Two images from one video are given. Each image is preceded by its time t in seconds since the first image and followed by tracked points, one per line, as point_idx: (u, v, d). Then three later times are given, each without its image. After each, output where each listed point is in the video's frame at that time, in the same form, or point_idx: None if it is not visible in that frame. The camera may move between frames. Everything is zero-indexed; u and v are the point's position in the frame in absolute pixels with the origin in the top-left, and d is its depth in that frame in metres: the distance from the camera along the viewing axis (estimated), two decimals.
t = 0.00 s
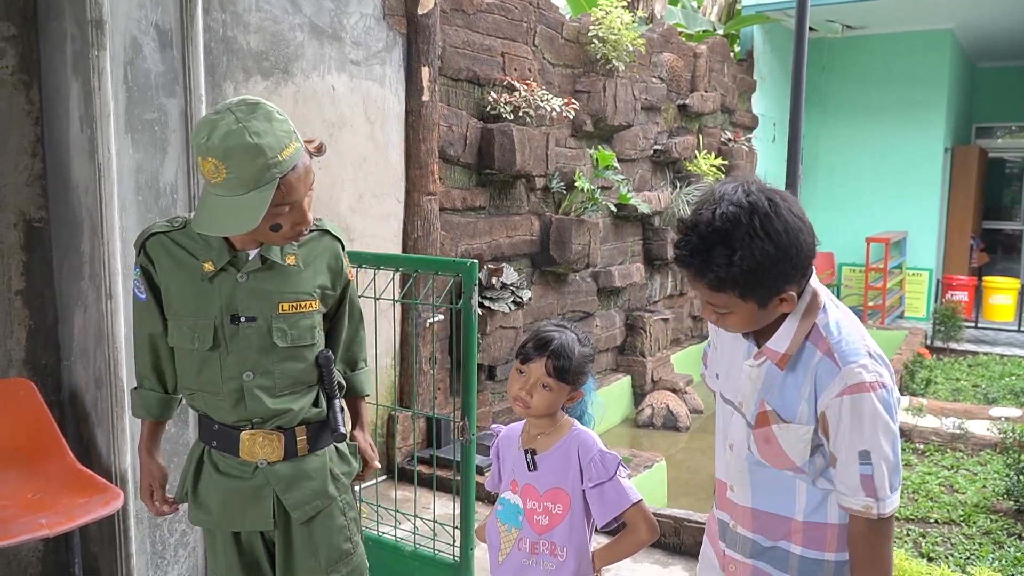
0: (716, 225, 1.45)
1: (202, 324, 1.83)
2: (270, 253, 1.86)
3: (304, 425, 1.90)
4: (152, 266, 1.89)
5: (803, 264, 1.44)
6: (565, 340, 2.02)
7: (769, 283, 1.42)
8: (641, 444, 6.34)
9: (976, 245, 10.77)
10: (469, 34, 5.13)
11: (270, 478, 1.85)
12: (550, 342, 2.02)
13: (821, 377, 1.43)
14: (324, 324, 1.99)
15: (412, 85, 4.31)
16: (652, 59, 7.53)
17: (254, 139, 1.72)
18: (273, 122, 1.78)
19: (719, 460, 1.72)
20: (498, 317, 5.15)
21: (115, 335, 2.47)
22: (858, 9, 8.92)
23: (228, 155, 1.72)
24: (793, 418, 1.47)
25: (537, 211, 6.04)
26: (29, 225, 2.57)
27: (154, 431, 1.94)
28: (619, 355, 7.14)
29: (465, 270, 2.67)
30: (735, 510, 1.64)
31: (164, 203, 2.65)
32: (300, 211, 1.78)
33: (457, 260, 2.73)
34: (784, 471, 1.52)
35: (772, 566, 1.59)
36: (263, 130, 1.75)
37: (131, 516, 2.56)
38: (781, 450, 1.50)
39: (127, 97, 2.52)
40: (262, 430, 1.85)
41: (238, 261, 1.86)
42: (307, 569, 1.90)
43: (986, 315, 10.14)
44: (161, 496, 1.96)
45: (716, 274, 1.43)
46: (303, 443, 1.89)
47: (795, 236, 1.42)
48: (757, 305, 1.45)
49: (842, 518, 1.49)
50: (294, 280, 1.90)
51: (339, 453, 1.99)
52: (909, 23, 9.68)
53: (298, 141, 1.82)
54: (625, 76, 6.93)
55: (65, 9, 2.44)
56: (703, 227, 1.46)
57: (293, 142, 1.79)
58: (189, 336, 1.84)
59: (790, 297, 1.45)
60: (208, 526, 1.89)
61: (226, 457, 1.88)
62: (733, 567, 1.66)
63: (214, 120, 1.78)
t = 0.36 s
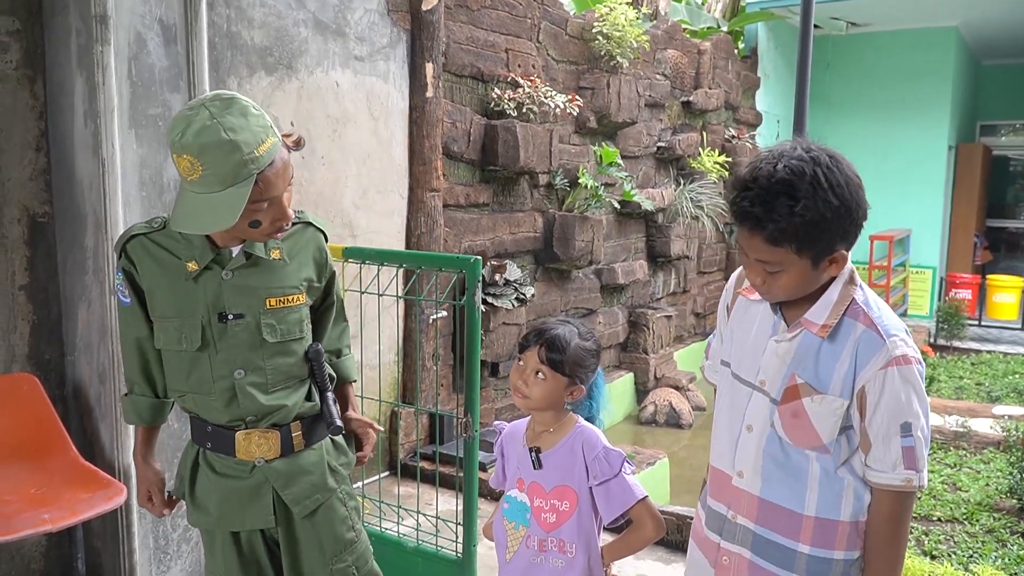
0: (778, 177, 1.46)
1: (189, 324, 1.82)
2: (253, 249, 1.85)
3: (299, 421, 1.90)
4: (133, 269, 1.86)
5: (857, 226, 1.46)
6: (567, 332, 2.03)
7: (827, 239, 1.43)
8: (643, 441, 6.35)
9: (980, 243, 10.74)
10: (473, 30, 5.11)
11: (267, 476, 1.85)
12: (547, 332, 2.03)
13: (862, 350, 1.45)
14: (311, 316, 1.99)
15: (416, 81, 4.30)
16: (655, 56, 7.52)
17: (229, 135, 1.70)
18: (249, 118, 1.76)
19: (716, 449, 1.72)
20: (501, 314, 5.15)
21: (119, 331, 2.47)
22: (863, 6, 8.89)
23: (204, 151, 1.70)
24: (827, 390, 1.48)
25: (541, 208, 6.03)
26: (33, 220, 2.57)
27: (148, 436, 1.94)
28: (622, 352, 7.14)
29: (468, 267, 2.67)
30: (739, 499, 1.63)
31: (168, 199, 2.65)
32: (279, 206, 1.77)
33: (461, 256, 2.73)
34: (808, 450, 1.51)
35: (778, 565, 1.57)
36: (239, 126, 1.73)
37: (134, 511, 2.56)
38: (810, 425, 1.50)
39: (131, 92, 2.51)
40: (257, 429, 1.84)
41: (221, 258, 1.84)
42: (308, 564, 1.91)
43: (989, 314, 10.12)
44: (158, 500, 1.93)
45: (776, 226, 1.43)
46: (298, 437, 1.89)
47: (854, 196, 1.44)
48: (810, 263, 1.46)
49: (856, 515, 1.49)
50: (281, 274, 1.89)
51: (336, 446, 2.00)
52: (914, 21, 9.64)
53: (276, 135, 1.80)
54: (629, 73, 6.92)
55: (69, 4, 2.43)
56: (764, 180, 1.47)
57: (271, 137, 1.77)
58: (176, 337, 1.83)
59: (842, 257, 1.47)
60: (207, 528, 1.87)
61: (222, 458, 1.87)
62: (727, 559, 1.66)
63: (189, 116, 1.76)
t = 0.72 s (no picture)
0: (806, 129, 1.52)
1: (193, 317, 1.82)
2: (257, 242, 1.85)
3: (303, 421, 1.89)
4: (138, 265, 1.86)
5: (867, 196, 1.49)
6: (568, 329, 2.02)
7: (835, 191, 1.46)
8: (645, 438, 6.35)
9: (982, 240, 10.73)
10: (475, 27, 5.11)
11: (273, 476, 1.84)
12: (549, 328, 2.02)
13: (859, 331, 1.44)
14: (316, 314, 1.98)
15: (418, 78, 4.30)
16: (657, 53, 7.50)
17: (227, 123, 1.70)
18: (247, 105, 1.75)
19: (713, 440, 1.71)
20: (503, 311, 5.15)
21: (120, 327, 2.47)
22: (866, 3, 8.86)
23: (203, 137, 1.70)
24: (823, 367, 1.48)
25: (542, 204, 6.02)
26: (35, 216, 2.57)
27: (147, 439, 1.93)
28: (624, 349, 7.13)
29: (470, 263, 2.66)
30: (734, 487, 1.62)
31: (169, 195, 2.64)
32: (279, 193, 1.76)
33: (463, 253, 2.72)
34: (804, 431, 1.50)
35: (769, 556, 1.57)
36: (236, 113, 1.73)
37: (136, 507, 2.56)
38: (806, 404, 1.50)
39: (133, 88, 2.51)
40: (260, 429, 1.83)
41: (225, 252, 1.84)
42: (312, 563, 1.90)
43: (991, 311, 10.11)
44: (149, 508, 1.95)
45: (792, 165, 1.48)
46: (303, 437, 1.89)
47: (870, 164, 1.48)
48: (813, 214, 1.48)
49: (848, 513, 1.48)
50: (284, 268, 1.89)
51: (340, 446, 1.98)
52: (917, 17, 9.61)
53: (275, 123, 1.80)
54: (631, 70, 6.90)
55: None
56: (790, 130, 1.53)
57: (269, 125, 1.76)
58: (179, 333, 1.82)
59: (846, 223, 1.49)
60: (210, 527, 1.86)
61: (225, 457, 1.86)
62: (724, 551, 1.64)
63: (188, 105, 1.75)
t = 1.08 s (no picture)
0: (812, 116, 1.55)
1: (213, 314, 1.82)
2: (276, 240, 1.85)
3: (317, 419, 1.88)
4: (160, 266, 1.87)
5: (869, 186, 1.49)
6: (554, 333, 2.03)
7: (834, 176, 1.47)
8: (645, 436, 6.35)
9: (982, 237, 10.72)
10: (475, 25, 5.10)
11: (285, 472, 1.82)
12: (535, 334, 2.04)
13: (852, 330, 1.44)
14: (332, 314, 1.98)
15: (417, 76, 4.30)
16: (657, 51, 7.50)
17: (253, 122, 1.70)
18: (275, 107, 1.75)
19: (721, 434, 1.72)
20: (503, 309, 5.15)
21: (120, 325, 2.47)
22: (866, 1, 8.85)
23: (228, 132, 1.71)
24: (817, 365, 1.48)
25: (542, 202, 6.02)
26: (35, 215, 2.57)
27: (166, 440, 1.92)
28: (624, 346, 7.13)
29: (470, 261, 2.66)
30: (736, 482, 1.63)
31: (169, 194, 2.64)
32: (296, 194, 1.76)
33: (463, 251, 2.72)
34: (800, 429, 1.51)
35: (768, 553, 1.58)
36: (264, 113, 1.72)
37: (136, 506, 2.56)
38: (801, 402, 1.50)
39: (133, 87, 2.51)
40: (275, 425, 1.82)
41: (244, 249, 1.84)
42: (321, 562, 1.87)
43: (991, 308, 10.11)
44: (163, 510, 1.91)
45: (795, 150, 1.51)
46: (316, 435, 1.87)
47: (874, 154, 1.49)
48: (813, 199, 1.49)
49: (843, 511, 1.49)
50: (302, 265, 1.89)
51: (353, 448, 1.97)
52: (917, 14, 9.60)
53: (303, 128, 1.79)
54: (631, 67, 6.90)
55: None
56: (798, 119, 1.56)
57: (296, 129, 1.76)
58: (198, 329, 1.82)
59: (847, 211, 1.49)
60: (221, 521, 1.85)
61: (239, 452, 1.85)
62: (735, 547, 1.63)
63: (218, 99, 1.76)
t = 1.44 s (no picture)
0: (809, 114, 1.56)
1: (240, 308, 1.82)
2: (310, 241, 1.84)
3: (335, 422, 1.86)
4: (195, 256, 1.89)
5: (869, 181, 1.49)
6: (553, 333, 2.04)
7: (835, 171, 1.48)
8: (645, 436, 6.36)
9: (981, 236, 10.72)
10: (473, 25, 5.11)
11: (300, 472, 1.81)
12: (532, 335, 2.04)
13: (858, 328, 1.44)
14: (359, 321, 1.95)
15: (416, 76, 4.30)
16: (656, 50, 7.50)
17: (304, 129, 1.70)
18: (325, 114, 1.75)
19: (712, 430, 1.73)
20: (502, 309, 5.15)
21: (119, 325, 2.47)
22: None
23: (279, 138, 1.70)
24: (821, 362, 1.48)
25: (541, 202, 6.02)
26: (34, 216, 2.57)
27: (193, 426, 1.93)
28: (623, 346, 7.14)
29: (468, 261, 2.66)
30: (733, 479, 1.63)
31: (168, 194, 2.64)
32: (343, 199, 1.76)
33: (461, 251, 2.72)
34: (802, 426, 1.50)
35: (768, 550, 1.57)
36: (316, 120, 1.72)
37: (135, 506, 2.56)
38: (803, 399, 1.50)
39: (131, 87, 2.51)
40: (293, 425, 1.81)
41: (277, 247, 1.84)
42: (330, 564, 1.85)
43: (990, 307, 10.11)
44: (185, 493, 1.93)
45: (795, 146, 1.51)
46: (334, 438, 1.85)
47: (873, 150, 1.49)
48: (813, 194, 1.49)
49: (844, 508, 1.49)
50: (333, 268, 1.87)
51: (370, 455, 1.95)
52: (916, 13, 9.60)
53: (351, 134, 1.79)
54: (630, 67, 6.89)
55: None
56: (797, 117, 1.57)
57: (344, 135, 1.76)
58: (226, 323, 1.83)
59: (847, 206, 1.49)
60: (236, 515, 1.85)
61: (258, 448, 1.85)
62: (733, 543, 1.63)
63: (268, 105, 1.75)
